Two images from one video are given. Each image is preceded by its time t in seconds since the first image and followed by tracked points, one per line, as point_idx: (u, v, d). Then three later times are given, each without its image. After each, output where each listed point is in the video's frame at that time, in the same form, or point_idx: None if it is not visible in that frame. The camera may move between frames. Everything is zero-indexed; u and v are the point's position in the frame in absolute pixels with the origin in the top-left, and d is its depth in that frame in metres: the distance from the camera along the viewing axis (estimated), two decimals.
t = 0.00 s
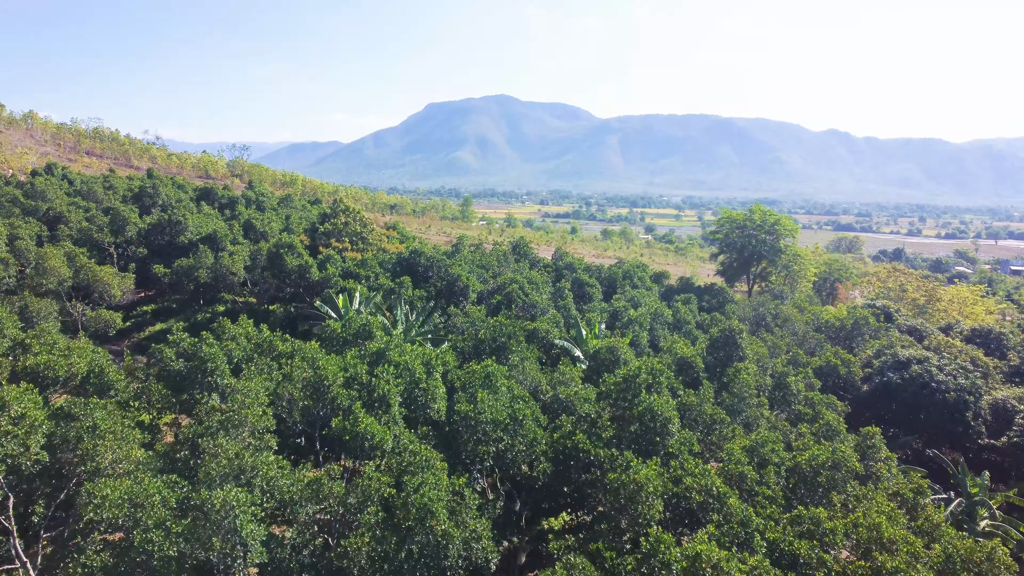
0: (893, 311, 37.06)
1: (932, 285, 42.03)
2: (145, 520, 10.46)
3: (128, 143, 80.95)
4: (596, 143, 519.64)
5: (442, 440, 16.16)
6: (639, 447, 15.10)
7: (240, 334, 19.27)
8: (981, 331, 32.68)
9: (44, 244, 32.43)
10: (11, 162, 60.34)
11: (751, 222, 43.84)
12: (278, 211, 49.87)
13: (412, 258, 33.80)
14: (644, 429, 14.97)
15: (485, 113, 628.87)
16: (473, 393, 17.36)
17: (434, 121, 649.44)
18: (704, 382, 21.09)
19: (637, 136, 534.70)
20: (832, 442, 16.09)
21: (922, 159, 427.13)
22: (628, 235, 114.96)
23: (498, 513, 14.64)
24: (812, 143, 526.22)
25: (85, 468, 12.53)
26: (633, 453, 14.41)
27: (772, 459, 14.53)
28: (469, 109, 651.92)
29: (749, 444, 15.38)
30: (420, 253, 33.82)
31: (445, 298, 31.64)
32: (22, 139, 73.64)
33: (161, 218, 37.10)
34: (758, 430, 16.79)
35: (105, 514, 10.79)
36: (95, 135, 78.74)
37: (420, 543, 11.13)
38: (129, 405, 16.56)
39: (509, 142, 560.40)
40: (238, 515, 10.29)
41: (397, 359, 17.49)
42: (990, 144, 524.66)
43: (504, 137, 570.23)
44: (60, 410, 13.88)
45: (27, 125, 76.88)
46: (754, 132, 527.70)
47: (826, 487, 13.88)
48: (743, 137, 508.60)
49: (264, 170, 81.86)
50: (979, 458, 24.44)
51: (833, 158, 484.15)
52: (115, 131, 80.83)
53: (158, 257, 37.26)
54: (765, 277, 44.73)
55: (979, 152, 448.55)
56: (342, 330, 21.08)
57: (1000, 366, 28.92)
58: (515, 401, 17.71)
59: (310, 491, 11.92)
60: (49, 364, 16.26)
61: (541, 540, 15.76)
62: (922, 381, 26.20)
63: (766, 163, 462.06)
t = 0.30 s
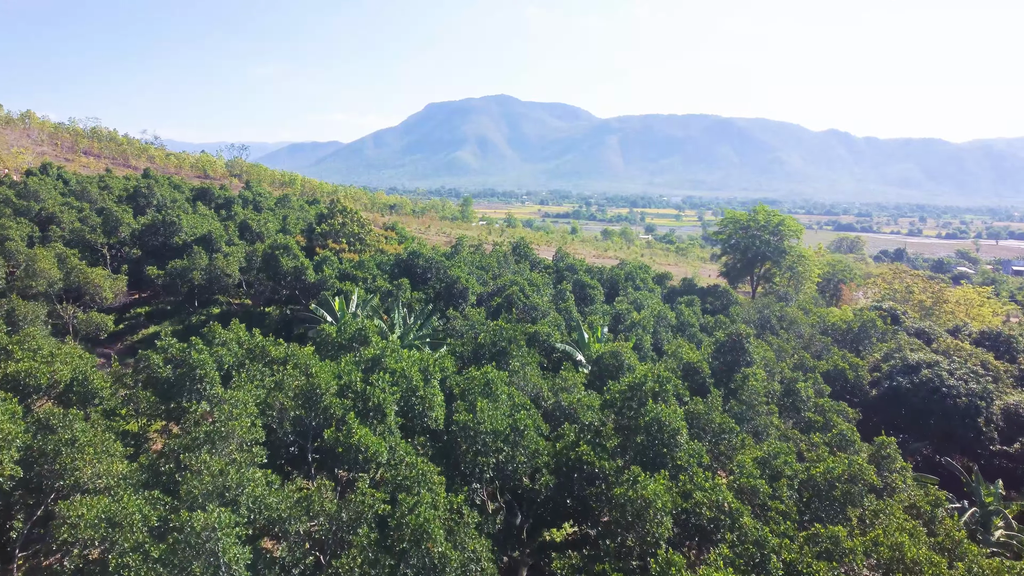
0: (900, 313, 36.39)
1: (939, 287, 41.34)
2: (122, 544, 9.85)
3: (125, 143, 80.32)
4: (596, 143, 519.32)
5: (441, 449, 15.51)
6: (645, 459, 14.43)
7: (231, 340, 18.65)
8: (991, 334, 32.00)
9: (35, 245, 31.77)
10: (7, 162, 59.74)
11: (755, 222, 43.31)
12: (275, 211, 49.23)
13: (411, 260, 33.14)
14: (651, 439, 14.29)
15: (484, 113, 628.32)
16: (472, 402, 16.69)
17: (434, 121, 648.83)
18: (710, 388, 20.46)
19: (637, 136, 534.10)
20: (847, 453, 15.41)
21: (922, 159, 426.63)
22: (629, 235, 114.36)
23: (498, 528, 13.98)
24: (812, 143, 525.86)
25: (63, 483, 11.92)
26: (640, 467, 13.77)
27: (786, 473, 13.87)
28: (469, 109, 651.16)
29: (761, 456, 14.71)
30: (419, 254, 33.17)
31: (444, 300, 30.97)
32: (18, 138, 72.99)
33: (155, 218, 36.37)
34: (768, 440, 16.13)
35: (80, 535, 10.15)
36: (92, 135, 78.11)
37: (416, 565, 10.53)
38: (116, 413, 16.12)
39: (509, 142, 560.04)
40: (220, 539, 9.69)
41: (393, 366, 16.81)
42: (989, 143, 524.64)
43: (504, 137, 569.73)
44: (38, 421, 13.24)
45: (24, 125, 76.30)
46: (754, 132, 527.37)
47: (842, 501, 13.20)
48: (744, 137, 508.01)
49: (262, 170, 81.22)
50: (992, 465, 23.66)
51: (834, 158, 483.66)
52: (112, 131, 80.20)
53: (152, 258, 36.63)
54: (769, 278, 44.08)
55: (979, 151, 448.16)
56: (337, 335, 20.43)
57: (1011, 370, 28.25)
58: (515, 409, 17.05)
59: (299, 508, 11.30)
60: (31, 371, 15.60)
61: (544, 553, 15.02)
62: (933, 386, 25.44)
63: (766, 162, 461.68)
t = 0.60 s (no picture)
0: (907, 315, 35.72)
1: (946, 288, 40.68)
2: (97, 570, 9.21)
3: (123, 143, 79.69)
4: (596, 143, 518.77)
5: (438, 460, 14.89)
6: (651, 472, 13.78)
7: (221, 345, 18.00)
8: (1001, 337, 31.34)
9: (26, 246, 31.08)
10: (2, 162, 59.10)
11: (759, 223, 42.82)
12: (272, 211, 48.60)
13: (409, 261, 32.50)
14: (659, 452, 13.64)
15: (484, 113, 628.02)
16: (471, 410, 16.05)
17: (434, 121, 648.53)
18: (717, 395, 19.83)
19: (637, 136, 533.62)
20: (862, 465, 14.75)
21: (922, 159, 426.17)
22: (629, 235, 113.79)
23: (499, 544, 13.35)
24: (812, 143, 525.54)
25: (40, 501, 11.30)
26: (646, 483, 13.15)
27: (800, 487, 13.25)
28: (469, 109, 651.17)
29: (774, 469, 14.08)
30: (417, 255, 32.53)
31: (443, 303, 30.33)
32: (14, 138, 72.30)
33: (149, 219, 35.70)
34: (780, 451, 15.48)
35: (51, 560, 9.45)
36: (90, 135, 77.54)
37: None
38: (102, 421, 15.62)
39: (509, 142, 559.46)
40: (201, 565, 9.06)
41: (388, 373, 16.16)
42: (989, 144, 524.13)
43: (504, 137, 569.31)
44: (14, 433, 12.55)
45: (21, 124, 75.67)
46: (754, 132, 527.12)
47: (861, 517, 12.53)
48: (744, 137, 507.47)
49: (260, 170, 80.58)
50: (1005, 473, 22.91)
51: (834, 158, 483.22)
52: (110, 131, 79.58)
53: (145, 259, 36.04)
54: (773, 279, 43.43)
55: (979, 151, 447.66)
56: (333, 339, 19.81)
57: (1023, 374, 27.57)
58: (516, 418, 16.42)
59: (288, 528, 10.71)
60: (10, 381, 14.71)
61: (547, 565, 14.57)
62: (943, 391, 24.74)
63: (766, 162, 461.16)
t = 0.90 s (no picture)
0: (915, 318, 35.09)
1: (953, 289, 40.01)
2: None
3: (121, 142, 79.13)
4: (597, 143, 518.18)
5: (435, 473, 14.27)
6: (660, 487, 13.18)
7: (211, 351, 17.36)
8: (1012, 340, 30.69)
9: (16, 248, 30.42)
10: None
11: (763, 223, 42.18)
12: (270, 212, 47.99)
13: (407, 262, 31.87)
14: (667, 466, 12.99)
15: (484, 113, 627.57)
16: (470, 420, 15.40)
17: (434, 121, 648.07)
18: (725, 402, 19.19)
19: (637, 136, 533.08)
20: (879, 479, 14.11)
21: (923, 159, 425.60)
22: (630, 236, 113.16)
23: (499, 560, 12.77)
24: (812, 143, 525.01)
25: (13, 519, 10.66)
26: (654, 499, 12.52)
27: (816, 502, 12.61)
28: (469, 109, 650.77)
29: (787, 483, 13.46)
30: (415, 257, 31.90)
31: (442, 305, 29.65)
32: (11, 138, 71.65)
33: (142, 219, 35.01)
34: (792, 464, 14.85)
35: None
36: (87, 135, 76.92)
37: None
38: (85, 431, 14.98)
39: (509, 142, 558.90)
40: None
41: (383, 381, 15.49)
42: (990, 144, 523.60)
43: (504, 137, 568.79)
44: None
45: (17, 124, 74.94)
46: (754, 132, 526.66)
47: (880, 535, 11.92)
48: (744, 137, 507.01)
49: (259, 170, 79.95)
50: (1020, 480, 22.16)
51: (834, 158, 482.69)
52: (107, 130, 78.96)
53: (139, 261, 35.40)
54: (777, 281, 42.79)
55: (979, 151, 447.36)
56: (327, 345, 19.16)
57: None
58: (517, 428, 15.78)
59: (276, 550, 10.06)
60: None
61: None
62: (955, 396, 24.07)
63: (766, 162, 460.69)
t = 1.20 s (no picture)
0: (922, 320, 34.45)
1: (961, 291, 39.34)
2: None
3: (119, 142, 78.52)
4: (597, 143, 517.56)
5: (433, 487, 13.64)
6: (668, 503, 12.58)
7: (201, 357, 16.70)
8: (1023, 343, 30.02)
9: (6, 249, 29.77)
10: None
11: (767, 224, 41.48)
12: (267, 212, 47.37)
13: (405, 264, 31.25)
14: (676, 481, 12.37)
15: (484, 113, 626.73)
16: (469, 431, 14.76)
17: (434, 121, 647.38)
18: (732, 410, 18.60)
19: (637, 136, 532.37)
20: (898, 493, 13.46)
21: (923, 159, 425.02)
22: (631, 236, 112.57)
23: None
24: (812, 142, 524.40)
25: None
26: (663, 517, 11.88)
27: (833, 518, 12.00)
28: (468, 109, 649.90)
29: (802, 498, 12.82)
30: (414, 258, 31.27)
31: (441, 308, 28.96)
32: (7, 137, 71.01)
33: (136, 220, 34.33)
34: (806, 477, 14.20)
35: None
36: (85, 134, 76.27)
37: None
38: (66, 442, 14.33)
39: (509, 142, 558.09)
40: None
41: (378, 390, 14.80)
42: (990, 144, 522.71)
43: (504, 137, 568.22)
44: None
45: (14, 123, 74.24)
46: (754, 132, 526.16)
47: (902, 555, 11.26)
48: (744, 137, 507.03)
49: (257, 169, 79.28)
50: None
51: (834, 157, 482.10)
52: (105, 130, 78.29)
53: (133, 262, 34.75)
54: (781, 282, 42.13)
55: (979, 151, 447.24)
56: (322, 349, 18.50)
57: None
58: (518, 438, 15.18)
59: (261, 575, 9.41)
60: None
61: None
62: (967, 402, 23.33)
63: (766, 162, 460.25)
